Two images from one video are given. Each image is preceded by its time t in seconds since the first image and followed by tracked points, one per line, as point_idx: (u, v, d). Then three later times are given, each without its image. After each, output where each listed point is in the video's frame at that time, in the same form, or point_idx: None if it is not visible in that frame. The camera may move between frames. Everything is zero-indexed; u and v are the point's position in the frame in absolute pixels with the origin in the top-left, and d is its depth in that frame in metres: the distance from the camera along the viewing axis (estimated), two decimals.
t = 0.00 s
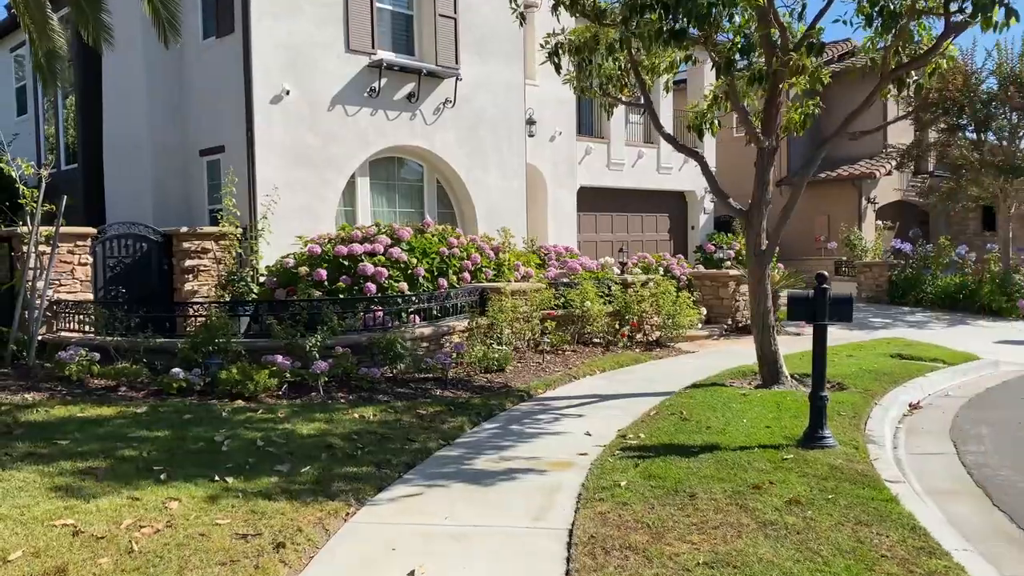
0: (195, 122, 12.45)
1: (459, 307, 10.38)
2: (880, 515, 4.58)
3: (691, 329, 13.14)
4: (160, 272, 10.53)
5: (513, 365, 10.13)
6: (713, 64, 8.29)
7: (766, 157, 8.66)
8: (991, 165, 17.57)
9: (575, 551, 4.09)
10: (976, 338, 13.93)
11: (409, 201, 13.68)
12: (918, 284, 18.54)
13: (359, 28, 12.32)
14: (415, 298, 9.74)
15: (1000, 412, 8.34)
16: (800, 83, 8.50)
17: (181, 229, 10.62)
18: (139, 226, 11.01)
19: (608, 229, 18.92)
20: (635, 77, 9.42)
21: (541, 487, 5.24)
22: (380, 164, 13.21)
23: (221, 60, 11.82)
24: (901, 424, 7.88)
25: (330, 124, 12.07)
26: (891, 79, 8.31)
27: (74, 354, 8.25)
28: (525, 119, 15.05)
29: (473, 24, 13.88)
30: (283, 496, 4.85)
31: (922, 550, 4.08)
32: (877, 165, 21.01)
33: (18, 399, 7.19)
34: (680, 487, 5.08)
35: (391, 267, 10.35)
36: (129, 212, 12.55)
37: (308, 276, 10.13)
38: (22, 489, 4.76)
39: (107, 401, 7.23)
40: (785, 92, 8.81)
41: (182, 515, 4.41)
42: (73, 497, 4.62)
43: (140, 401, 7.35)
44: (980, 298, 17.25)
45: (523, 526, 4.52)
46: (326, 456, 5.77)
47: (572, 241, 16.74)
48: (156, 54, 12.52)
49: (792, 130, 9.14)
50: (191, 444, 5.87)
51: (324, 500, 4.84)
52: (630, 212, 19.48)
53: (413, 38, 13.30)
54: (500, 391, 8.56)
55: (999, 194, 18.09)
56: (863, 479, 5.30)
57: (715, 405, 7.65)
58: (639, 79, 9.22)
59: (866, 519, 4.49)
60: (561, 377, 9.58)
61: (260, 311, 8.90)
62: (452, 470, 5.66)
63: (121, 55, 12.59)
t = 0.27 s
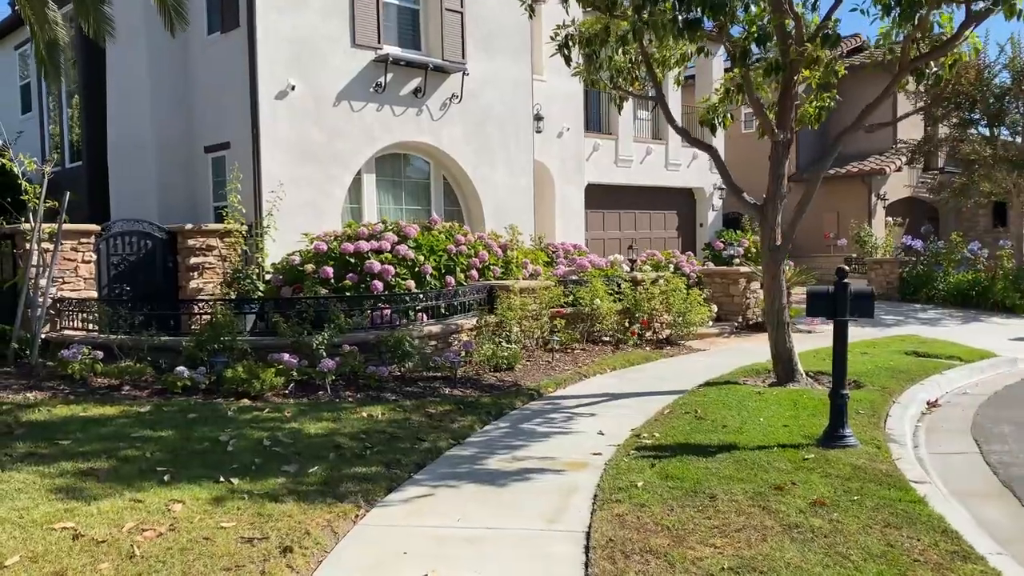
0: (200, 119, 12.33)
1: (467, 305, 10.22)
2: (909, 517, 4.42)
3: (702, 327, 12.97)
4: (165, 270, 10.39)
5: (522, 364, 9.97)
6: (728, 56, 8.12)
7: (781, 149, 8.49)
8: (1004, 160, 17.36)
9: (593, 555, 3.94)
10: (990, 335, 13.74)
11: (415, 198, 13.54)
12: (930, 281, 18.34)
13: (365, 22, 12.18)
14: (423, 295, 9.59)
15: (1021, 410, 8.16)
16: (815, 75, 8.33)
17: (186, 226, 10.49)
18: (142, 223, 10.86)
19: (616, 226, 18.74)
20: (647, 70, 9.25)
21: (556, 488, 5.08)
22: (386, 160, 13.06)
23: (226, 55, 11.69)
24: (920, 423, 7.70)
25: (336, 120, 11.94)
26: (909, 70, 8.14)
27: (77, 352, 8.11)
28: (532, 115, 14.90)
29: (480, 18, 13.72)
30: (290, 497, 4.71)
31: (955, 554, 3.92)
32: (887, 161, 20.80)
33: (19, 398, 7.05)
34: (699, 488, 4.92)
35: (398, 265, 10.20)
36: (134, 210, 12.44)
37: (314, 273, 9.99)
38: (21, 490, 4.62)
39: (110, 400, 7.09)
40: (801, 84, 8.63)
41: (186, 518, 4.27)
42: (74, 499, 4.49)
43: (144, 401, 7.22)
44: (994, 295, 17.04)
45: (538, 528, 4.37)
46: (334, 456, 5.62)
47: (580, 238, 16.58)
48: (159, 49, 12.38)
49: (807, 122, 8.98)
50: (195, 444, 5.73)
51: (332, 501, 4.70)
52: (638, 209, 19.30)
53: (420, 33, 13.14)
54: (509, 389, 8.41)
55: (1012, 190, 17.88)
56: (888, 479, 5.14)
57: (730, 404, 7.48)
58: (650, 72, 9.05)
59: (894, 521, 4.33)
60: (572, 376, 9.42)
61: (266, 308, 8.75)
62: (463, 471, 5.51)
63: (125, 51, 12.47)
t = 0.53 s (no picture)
0: (201, 115, 12.15)
1: (472, 303, 10.03)
2: (938, 522, 4.23)
3: (710, 325, 12.77)
4: (164, 268, 10.20)
5: (529, 363, 9.79)
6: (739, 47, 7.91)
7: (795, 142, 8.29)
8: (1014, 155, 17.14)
9: (610, 565, 3.76)
10: (1003, 332, 13.53)
11: (418, 194, 13.35)
12: (940, 278, 18.13)
13: (368, 16, 11.99)
14: (428, 292, 9.40)
15: None
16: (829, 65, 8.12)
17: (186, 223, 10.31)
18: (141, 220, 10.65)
19: (621, 223, 18.54)
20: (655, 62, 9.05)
21: (567, 492, 4.90)
22: (389, 156, 12.88)
23: (227, 50, 11.51)
24: (938, 423, 7.50)
25: (339, 116, 11.75)
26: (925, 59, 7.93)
27: (74, 352, 7.94)
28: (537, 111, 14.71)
29: (484, 12, 13.52)
30: (292, 502, 4.53)
31: (990, 563, 3.73)
32: (895, 157, 20.58)
33: (15, 400, 6.88)
34: (717, 492, 4.73)
35: (402, 262, 10.01)
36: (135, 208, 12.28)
37: (316, 271, 9.81)
38: (12, 497, 4.44)
39: (107, 401, 6.91)
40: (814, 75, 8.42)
41: (183, 525, 4.09)
42: (68, 505, 4.31)
43: (143, 401, 7.04)
44: (1005, 292, 16.82)
45: (550, 535, 4.18)
46: (337, 459, 5.44)
47: (585, 235, 16.39)
48: (159, 45, 12.21)
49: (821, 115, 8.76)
50: (194, 447, 5.55)
51: (336, 507, 4.52)
52: (643, 205, 19.09)
53: (422, 27, 12.95)
54: (516, 389, 8.23)
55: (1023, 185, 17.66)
56: (912, 482, 4.95)
57: (743, 404, 7.29)
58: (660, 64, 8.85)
59: (924, 527, 4.14)
60: (579, 375, 9.23)
61: (268, 307, 8.57)
62: (472, 474, 5.33)
63: (125, 47, 12.29)
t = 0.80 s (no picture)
0: (199, 115, 11.96)
1: (475, 306, 9.83)
2: (967, 540, 4.03)
3: (716, 327, 12.56)
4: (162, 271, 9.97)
5: (532, 367, 9.59)
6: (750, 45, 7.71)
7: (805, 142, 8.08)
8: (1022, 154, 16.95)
9: None
10: (1013, 334, 13.32)
11: (420, 195, 13.15)
12: (947, 278, 17.92)
13: (368, 15, 11.79)
14: (429, 295, 9.19)
15: None
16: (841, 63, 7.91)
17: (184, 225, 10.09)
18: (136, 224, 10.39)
19: (624, 223, 18.33)
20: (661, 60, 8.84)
21: (576, 508, 4.70)
22: (389, 157, 12.68)
23: (225, 49, 11.31)
24: (954, 429, 7.30)
25: (339, 116, 11.56)
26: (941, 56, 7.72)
27: (67, 358, 7.73)
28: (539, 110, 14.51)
29: (486, 11, 13.33)
30: (290, 520, 4.34)
31: None
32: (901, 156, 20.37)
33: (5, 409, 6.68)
34: (732, 507, 4.54)
35: (403, 265, 9.81)
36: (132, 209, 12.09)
37: (315, 274, 9.61)
38: None
39: (101, 410, 6.72)
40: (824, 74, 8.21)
41: (174, 546, 3.90)
42: (54, 524, 4.12)
43: (137, 410, 6.84)
44: (1013, 292, 16.61)
45: (560, 556, 3.98)
46: (336, 471, 5.25)
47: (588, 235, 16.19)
48: (157, 44, 12.02)
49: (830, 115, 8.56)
50: (188, 459, 5.35)
51: (335, 524, 4.33)
52: (646, 206, 18.90)
53: (423, 26, 12.76)
54: (520, 395, 8.03)
55: None
56: (935, 496, 4.75)
57: (754, 411, 7.09)
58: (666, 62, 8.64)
59: (952, 546, 3.95)
60: (584, 380, 9.03)
61: (266, 311, 8.37)
62: (477, 487, 5.13)
63: (121, 46, 12.10)
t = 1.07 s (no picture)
0: (197, 113, 11.78)
1: (477, 306, 9.65)
2: (996, 550, 3.86)
3: (722, 327, 12.37)
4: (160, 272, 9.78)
5: (536, 368, 9.41)
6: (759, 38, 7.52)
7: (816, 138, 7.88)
8: None
9: None
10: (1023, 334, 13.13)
11: (421, 194, 12.97)
12: (953, 276, 17.73)
13: (368, 11, 11.62)
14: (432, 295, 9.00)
15: None
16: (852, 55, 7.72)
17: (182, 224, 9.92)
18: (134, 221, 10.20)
19: (627, 222, 18.14)
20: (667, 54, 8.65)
21: (585, 515, 4.52)
22: (390, 155, 12.50)
23: (223, 45, 11.13)
24: (970, 431, 7.11)
25: (339, 113, 11.38)
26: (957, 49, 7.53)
27: (61, 360, 7.55)
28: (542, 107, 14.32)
29: (487, 7, 13.15)
30: (287, 529, 4.17)
31: None
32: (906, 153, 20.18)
33: None
34: (749, 515, 4.36)
35: (404, 264, 9.62)
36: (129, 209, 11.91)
37: (315, 274, 9.43)
38: None
39: (94, 413, 6.54)
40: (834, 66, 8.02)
41: (166, 558, 3.73)
42: (41, 535, 3.94)
43: (131, 413, 6.66)
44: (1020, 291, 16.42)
45: (571, 567, 3.81)
46: (335, 477, 5.07)
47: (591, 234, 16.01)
48: (154, 41, 11.84)
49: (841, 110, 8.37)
50: (184, 465, 5.18)
51: (335, 533, 4.16)
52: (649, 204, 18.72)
53: (424, 22, 12.58)
54: (524, 397, 7.85)
55: None
56: (958, 502, 4.57)
57: (766, 413, 6.91)
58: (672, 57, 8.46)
59: (982, 556, 3.77)
60: (589, 381, 8.84)
61: (265, 312, 8.18)
62: (482, 493, 4.95)
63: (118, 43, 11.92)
